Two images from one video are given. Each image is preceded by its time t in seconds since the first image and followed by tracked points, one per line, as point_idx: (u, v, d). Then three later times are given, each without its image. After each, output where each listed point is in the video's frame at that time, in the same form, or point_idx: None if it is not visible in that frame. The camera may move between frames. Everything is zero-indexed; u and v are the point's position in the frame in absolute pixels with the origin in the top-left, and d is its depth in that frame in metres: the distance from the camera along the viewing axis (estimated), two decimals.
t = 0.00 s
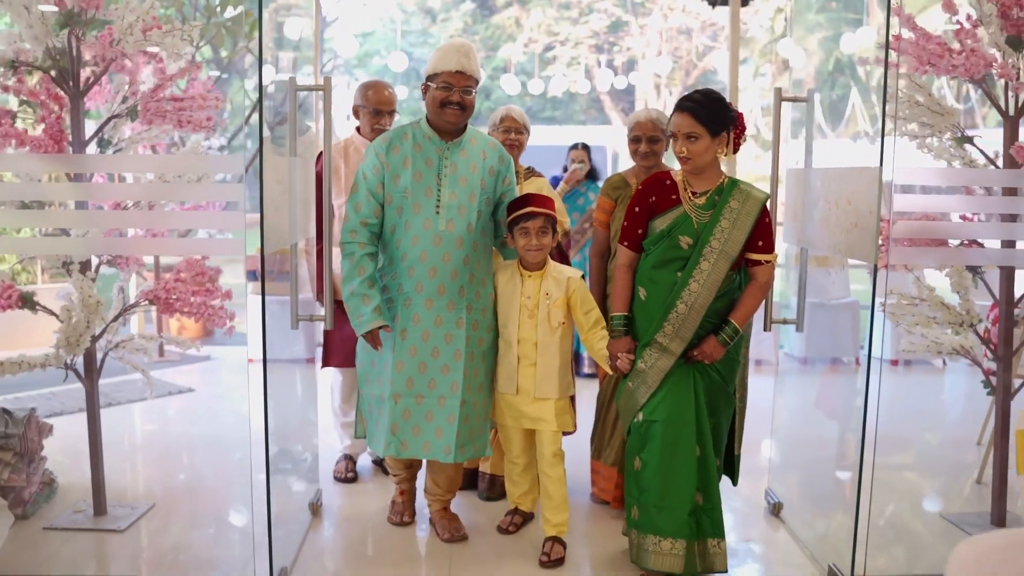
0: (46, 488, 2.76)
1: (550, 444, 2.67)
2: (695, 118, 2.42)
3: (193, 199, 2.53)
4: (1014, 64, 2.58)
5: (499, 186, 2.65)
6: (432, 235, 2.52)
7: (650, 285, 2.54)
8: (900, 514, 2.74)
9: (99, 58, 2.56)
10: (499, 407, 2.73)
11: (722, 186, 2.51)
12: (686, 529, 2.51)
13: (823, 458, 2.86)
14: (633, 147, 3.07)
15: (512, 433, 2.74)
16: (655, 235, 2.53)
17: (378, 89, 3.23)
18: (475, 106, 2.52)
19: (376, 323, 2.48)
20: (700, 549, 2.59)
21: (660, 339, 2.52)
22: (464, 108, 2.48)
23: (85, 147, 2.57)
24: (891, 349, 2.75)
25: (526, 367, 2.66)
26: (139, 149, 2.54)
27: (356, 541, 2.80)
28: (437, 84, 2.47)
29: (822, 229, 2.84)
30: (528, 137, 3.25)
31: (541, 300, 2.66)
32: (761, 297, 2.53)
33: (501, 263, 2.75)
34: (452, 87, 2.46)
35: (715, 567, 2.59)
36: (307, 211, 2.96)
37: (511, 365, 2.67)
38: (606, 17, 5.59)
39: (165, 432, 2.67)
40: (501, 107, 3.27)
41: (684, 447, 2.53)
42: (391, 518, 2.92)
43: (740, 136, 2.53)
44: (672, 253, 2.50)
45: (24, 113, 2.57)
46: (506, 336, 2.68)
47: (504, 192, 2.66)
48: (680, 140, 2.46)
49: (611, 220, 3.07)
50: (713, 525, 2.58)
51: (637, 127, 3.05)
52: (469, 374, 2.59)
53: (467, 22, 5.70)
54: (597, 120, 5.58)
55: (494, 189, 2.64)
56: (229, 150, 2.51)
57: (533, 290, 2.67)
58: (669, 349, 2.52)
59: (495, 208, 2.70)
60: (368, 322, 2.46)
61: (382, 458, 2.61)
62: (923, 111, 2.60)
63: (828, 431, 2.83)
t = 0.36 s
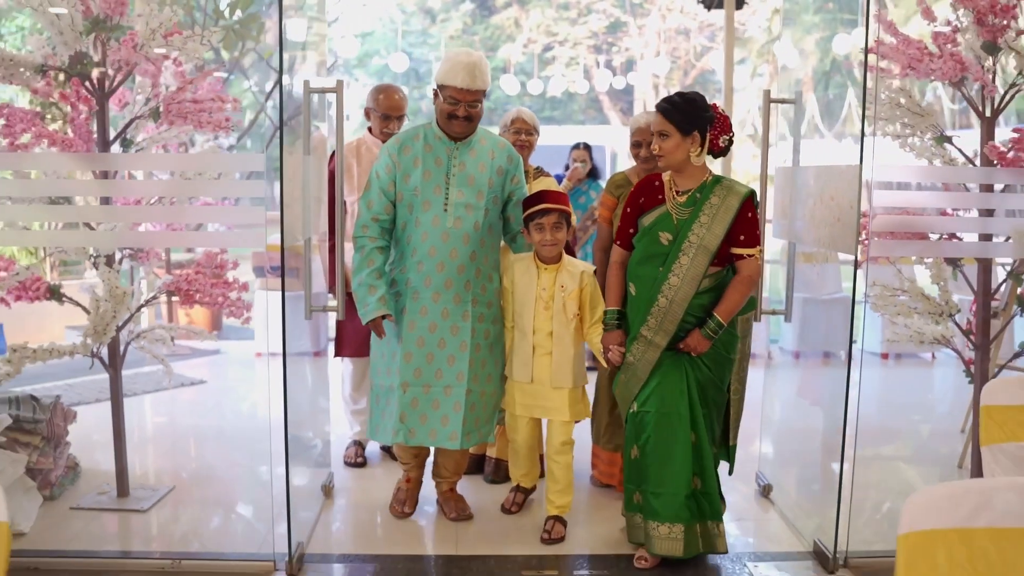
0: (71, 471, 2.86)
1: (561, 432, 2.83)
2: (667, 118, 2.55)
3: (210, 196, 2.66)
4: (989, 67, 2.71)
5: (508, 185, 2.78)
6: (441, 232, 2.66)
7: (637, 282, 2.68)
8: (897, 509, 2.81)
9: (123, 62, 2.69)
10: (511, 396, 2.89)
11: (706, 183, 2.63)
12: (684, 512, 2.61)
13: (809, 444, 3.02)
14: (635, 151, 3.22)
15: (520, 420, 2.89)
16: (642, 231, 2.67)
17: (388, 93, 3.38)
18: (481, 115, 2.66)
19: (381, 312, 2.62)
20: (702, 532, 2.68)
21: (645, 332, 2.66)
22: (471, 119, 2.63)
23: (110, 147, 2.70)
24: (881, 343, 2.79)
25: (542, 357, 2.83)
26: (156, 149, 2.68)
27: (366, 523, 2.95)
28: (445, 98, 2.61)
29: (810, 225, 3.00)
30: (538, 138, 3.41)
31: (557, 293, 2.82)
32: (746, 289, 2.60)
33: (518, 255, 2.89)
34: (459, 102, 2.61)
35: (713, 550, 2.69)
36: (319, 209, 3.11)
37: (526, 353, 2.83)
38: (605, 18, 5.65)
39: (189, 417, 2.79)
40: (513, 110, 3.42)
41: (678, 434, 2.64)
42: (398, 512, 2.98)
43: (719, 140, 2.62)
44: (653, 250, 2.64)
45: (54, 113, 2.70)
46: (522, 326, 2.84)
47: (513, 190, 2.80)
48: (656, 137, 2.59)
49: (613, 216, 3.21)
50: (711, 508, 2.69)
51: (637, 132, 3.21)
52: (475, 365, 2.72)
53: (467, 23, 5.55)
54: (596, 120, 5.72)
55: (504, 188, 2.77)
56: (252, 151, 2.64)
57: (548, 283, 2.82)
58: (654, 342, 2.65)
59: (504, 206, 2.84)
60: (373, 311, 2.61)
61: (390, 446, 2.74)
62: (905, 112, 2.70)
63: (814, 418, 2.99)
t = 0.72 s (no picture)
0: (90, 460, 2.93)
1: (567, 427, 2.98)
2: (655, 119, 2.66)
3: (222, 196, 2.79)
4: (970, 74, 2.83)
5: (510, 189, 2.88)
6: (446, 236, 2.78)
7: (631, 276, 2.81)
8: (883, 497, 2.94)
9: (142, 68, 2.79)
10: (516, 390, 3.00)
11: (696, 180, 2.73)
12: (660, 494, 2.70)
13: (798, 435, 3.14)
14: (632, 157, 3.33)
15: (526, 413, 2.99)
16: (636, 227, 2.81)
17: (399, 100, 3.51)
18: (479, 125, 2.77)
19: (380, 316, 2.73)
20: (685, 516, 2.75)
21: (636, 324, 2.79)
22: (469, 132, 2.75)
23: (130, 150, 2.81)
24: (872, 339, 2.89)
25: (551, 352, 2.96)
26: (176, 152, 2.80)
27: (375, 513, 3.07)
28: (443, 114, 2.71)
29: (799, 224, 3.14)
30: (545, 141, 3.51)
31: (565, 291, 2.96)
32: (730, 283, 2.67)
33: (527, 254, 3.02)
34: (457, 118, 2.71)
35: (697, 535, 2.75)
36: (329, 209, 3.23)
37: (535, 348, 2.96)
38: (605, 17, 5.76)
39: (199, 410, 2.90)
40: (521, 114, 3.54)
41: (658, 419, 2.73)
42: (403, 529, 2.82)
43: (705, 139, 2.68)
44: (643, 245, 2.78)
45: (78, 117, 2.80)
46: (533, 324, 2.98)
47: (515, 193, 2.91)
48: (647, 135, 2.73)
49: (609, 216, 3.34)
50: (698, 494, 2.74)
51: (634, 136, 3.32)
52: (481, 364, 2.84)
53: (467, 21, 5.67)
54: (595, 118, 5.79)
55: (506, 191, 2.88)
56: (269, 155, 2.77)
57: (557, 282, 2.97)
58: (643, 333, 2.78)
59: (507, 209, 2.95)
60: (371, 314, 2.71)
61: (402, 445, 2.84)
62: (890, 116, 2.82)
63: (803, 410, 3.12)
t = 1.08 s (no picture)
0: (107, 445, 3.02)
1: (567, 416, 3.13)
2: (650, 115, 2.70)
3: (233, 192, 2.93)
4: (947, 75, 2.96)
5: (500, 183, 2.99)
6: (439, 232, 2.89)
7: (630, 266, 2.82)
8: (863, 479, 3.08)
9: (159, 70, 2.93)
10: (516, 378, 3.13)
11: (691, 175, 2.69)
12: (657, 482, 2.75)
13: (784, 420, 3.28)
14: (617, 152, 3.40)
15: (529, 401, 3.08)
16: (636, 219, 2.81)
17: (407, 101, 3.65)
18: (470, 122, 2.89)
19: (380, 312, 2.89)
20: (676, 507, 2.76)
21: (629, 314, 2.81)
22: (461, 129, 2.87)
23: (145, 147, 2.94)
24: (860, 330, 3.04)
25: (550, 343, 3.08)
26: (189, 149, 2.93)
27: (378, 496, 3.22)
28: (435, 112, 2.83)
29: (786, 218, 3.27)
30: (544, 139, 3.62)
31: (565, 286, 3.09)
32: (716, 278, 2.62)
33: (526, 248, 3.13)
34: (449, 116, 2.83)
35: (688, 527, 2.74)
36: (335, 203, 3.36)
37: (534, 338, 3.09)
38: (603, 16, 5.87)
39: (212, 397, 3.03)
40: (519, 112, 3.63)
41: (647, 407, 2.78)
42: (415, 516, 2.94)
43: (692, 137, 2.63)
44: (638, 237, 2.78)
45: (97, 116, 2.93)
46: (533, 317, 3.10)
47: (505, 187, 3.01)
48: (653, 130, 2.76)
49: (596, 211, 3.49)
50: (690, 485, 2.73)
51: (620, 135, 3.35)
52: (478, 354, 2.96)
53: (467, 21, 5.79)
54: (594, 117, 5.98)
55: (495, 186, 2.98)
56: (276, 152, 2.90)
57: (558, 276, 3.10)
58: (635, 324, 2.79)
59: (499, 202, 3.06)
60: (371, 311, 2.87)
61: (407, 435, 2.96)
62: (871, 115, 2.95)
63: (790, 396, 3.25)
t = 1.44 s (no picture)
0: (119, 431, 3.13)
1: (564, 411, 3.12)
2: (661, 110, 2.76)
3: (243, 186, 3.04)
4: (929, 74, 3.07)
5: (491, 176, 3.05)
6: (430, 224, 2.96)
7: (638, 258, 2.87)
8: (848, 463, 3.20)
9: (171, 68, 3.02)
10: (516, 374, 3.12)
11: (700, 169, 2.73)
12: (637, 474, 2.82)
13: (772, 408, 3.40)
14: (604, 144, 3.51)
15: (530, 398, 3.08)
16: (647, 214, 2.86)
17: (409, 99, 3.78)
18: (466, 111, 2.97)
19: (376, 301, 2.94)
20: (655, 500, 2.82)
21: (635, 305, 2.86)
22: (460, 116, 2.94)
23: (157, 142, 3.04)
24: (852, 323, 3.13)
25: (550, 340, 3.04)
26: (197, 145, 3.04)
27: (382, 482, 3.33)
28: (437, 99, 2.88)
29: (775, 212, 3.38)
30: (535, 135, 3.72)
31: (562, 282, 3.05)
32: (720, 270, 2.65)
33: (523, 245, 3.12)
34: (451, 102, 2.89)
35: (665, 520, 2.80)
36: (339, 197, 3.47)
37: (533, 336, 3.06)
38: (601, 14, 5.76)
39: (221, 385, 3.13)
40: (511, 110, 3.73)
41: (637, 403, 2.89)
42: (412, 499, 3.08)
43: (698, 133, 2.67)
44: (647, 231, 2.82)
45: (111, 113, 3.03)
46: (531, 314, 3.07)
47: (496, 180, 3.07)
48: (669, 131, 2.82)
49: (583, 205, 3.58)
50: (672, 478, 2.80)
51: (608, 127, 3.48)
52: (469, 345, 3.03)
53: (466, 18, 5.76)
54: (593, 113, 5.70)
55: (486, 179, 3.05)
56: (285, 148, 3.02)
57: (555, 274, 3.06)
58: (639, 313, 2.84)
59: (490, 195, 3.13)
60: (367, 300, 2.92)
61: (399, 423, 3.04)
62: (857, 112, 3.06)
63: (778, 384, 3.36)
